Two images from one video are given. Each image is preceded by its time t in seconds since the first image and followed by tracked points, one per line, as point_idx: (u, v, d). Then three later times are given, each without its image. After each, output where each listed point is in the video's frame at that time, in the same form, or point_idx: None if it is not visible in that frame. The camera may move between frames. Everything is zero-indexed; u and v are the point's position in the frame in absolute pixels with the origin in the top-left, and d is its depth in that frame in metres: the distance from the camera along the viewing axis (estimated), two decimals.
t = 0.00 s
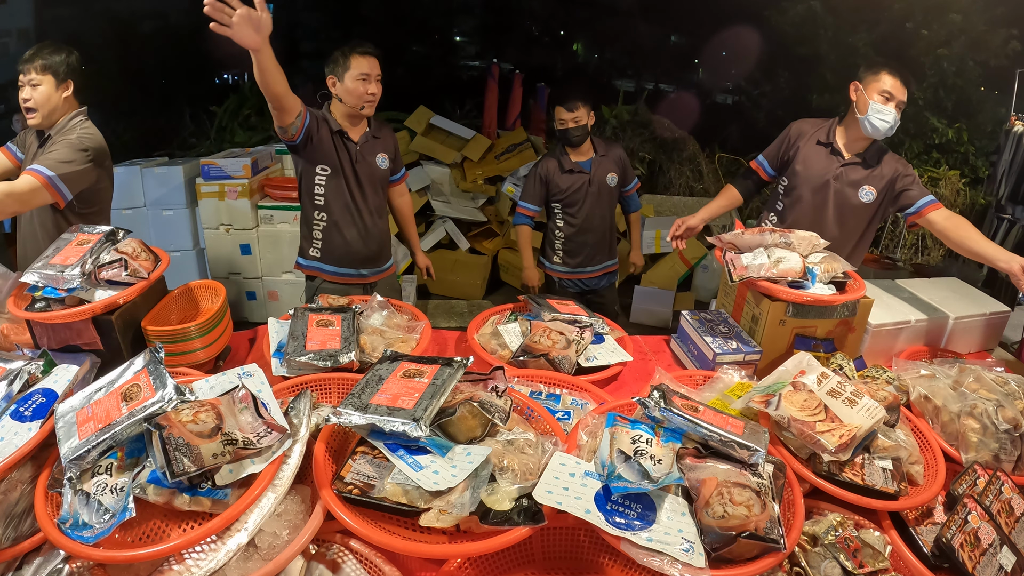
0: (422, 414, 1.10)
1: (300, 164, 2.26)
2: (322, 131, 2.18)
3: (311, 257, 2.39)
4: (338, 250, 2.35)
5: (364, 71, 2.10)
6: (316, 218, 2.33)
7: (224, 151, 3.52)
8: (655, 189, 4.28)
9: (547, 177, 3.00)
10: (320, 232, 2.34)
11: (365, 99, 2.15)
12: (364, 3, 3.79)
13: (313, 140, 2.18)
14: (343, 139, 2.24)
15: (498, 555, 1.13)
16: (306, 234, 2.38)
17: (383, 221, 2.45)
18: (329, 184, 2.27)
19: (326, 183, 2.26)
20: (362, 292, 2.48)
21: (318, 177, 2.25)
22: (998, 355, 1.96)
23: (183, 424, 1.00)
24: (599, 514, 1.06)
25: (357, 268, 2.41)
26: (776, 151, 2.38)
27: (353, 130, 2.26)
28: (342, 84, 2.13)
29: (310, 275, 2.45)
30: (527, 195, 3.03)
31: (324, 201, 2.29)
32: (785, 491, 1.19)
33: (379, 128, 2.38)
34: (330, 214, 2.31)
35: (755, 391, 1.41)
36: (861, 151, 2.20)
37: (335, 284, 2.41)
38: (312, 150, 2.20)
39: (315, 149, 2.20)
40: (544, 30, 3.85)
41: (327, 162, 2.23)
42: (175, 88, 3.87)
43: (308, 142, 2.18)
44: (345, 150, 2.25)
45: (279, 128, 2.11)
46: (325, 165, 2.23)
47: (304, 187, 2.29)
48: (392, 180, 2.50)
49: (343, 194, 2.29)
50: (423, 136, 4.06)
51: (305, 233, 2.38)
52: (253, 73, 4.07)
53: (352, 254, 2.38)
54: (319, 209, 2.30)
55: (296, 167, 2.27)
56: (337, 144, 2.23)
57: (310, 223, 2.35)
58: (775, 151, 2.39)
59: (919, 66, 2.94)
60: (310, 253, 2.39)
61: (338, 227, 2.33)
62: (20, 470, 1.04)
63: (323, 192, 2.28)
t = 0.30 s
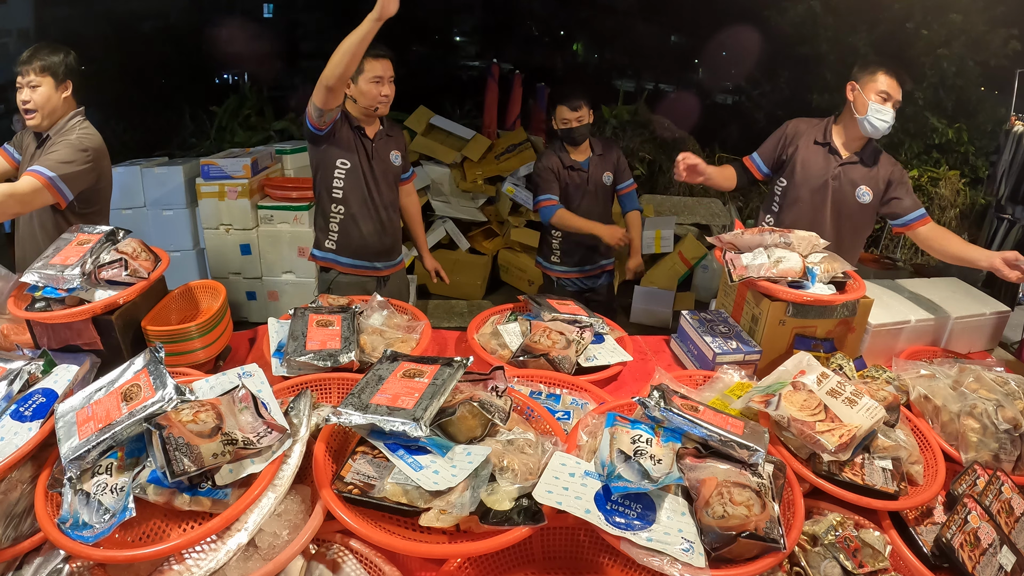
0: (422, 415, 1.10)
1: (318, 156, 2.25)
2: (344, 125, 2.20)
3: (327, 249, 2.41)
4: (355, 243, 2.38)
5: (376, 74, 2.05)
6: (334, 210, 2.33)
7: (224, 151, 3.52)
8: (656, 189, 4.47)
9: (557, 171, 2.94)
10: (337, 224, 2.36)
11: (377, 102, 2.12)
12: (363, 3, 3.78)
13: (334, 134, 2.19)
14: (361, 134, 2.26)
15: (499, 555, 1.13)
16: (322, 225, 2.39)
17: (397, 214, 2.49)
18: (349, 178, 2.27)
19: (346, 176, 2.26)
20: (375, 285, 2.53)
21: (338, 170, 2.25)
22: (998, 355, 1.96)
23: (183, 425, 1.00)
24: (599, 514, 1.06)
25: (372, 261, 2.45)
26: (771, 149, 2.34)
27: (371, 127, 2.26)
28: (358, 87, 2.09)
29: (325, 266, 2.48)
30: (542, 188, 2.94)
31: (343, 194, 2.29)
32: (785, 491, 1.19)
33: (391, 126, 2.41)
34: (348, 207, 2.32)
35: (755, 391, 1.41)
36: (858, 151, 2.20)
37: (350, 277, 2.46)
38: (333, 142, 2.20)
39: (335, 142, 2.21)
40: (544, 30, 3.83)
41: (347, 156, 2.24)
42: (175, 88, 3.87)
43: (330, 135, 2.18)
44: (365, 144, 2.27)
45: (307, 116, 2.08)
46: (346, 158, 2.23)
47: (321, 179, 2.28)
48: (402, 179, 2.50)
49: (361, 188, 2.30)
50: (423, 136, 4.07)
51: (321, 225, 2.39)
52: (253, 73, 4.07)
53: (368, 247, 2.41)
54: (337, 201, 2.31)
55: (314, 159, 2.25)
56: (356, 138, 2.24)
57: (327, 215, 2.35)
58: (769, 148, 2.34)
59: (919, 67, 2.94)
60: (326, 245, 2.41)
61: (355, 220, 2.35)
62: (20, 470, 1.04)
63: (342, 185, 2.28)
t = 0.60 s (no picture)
0: (422, 414, 1.10)
1: (339, 149, 2.29)
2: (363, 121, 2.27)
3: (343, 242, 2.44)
4: (373, 236, 2.42)
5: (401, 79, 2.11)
6: (352, 203, 2.37)
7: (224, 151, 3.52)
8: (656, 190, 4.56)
9: (564, 167, 2.93)
10: (355, 217, 2.40)
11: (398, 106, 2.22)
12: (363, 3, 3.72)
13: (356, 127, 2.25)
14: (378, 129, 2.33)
15: (499, 555, 1.13)
16: (338, 219, 2.42)
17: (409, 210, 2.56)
18: (368, 171, 2.33)
19: (366, 170, 2.32)
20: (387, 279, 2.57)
21: (358, 163, 2.31)
22: (998, 355, 1.96)
23: (183, 424, 1.00)
24: (599, 513, 1.06)
25: (387, 254, 2.50)
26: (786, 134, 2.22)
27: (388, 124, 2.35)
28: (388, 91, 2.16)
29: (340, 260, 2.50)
30: (554, 182, 2.91)
31: (362, 187, 2.34)
32: (785, 491, 1.20)
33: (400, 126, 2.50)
34: (366, 200, 2.37)
35: (755, 391, 1.41)
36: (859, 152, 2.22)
37: (366, 270, 2.50)
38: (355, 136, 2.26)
39: (356, 135, 2.26)
40: (544, 30, 3.82)
41: (366, 151, 2.31)
42: (175, 88, 3.87)
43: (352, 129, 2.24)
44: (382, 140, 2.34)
45: (340, 105, 2.10)
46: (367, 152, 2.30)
47: (340, 172, 2.32)
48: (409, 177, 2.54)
49: (379, 182, 2.37)
50: (423, 136, 4.08)
51: (337, 218, 2.43)
52: (253, 73, 4.05)
53: (384, 240, 2.47)
54: (356, 194, 2.35)
55: (334, 152, 2.29)
56: (375, 134, 2.31)
57: (345, 208, 2.39)
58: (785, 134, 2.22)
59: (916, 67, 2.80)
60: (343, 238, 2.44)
61: (373, 214, 2.40)
62: (20, 470, 1.04)
63: (361, 178, 2.33)
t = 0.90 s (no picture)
0: (422, 415, 1.10)
1: (352, 150, 2.29)
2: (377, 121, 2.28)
3: (359, 240, 2.47)
4: (389, 234, 2.46)
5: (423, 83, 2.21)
6: (367, 203, 2.39)
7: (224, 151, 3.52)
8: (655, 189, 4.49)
9: (565, 167, 2.92)
10: (370, 216, 2.43)
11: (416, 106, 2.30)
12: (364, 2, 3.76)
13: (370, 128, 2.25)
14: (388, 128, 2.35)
15: (498, 555, 1.13)
16: (352, 218, 2.43)
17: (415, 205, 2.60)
18: (382, 171, 2.35)
19: (380, 170, 2.34)
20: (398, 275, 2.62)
21: (372, 163, 2.32)
22: (999, 355, 1.95)
23: (183, 424, 1.00)
24: (599, 514, 1.06)
25: (400, 250, 2.56)
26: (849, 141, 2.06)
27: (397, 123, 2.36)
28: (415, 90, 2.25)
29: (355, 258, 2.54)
30: (556, 183, 2.90)
31: (377, 187, 2.37)
32: (785, 491, 1.20)
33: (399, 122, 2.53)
34: (381, 200, 2.40)
35: (755, 391, 1.41)
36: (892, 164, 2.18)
37: (381, 270, 2.55)
38: (369, 136, 2.27)
39: (369, 135, 2.27)
40: (544, 30, 3.82)
41: (379, 150, 2.32)
42: (175, 88, 3.86)
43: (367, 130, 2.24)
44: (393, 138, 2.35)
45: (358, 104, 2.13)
46: (382, 151, 2.32)
47: (354, 172, 2.33)
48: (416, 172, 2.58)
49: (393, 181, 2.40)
50: (423, 136, 4.07)
51: (351, 218, 2.44)
52: (253, 73, 4.02)
53: (398, 237, 2.52)
54: (371, 194, 2.38)
55: (347, 152, 2.29)
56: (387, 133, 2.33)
57: (360, 208, 2.41)
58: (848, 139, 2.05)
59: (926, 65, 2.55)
60: (358, 237, 2.47)
61: (388, 212, 2.43)
62: (19, 470, 1.04)
63: (376, 178, 2.35)
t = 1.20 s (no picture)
0: (422, 415, 1.10)
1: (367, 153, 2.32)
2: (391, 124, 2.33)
3: (373, 243, 2.49)
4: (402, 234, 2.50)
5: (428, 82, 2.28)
6: (381, 205, 2.42)
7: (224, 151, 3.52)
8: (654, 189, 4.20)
9: (562, 165, 2.91)
10: (383, 218, 2.46)
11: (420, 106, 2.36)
12: (364, 3, 3.77)
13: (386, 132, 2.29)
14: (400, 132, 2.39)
15: (499, 555, 1.13)
16: (366, 221, 2.45)
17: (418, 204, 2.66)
18: (395, 173, 2.39)
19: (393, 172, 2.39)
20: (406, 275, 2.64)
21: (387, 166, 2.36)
22: (999, 355, 1.95)
23: (182, 425, 1.00)
24: (599, 514, 1.06)
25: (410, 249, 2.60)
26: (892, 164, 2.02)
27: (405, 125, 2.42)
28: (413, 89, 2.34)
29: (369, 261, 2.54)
30: (553, 183, 2.88)
31: (390, 189, 2.41)
32: (785, 491, 1.20)
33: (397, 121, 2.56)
34: (393, 202, 2.44)
35: (755, 391, 1.41)
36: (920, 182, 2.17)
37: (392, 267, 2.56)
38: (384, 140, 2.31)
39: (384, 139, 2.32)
40: (544, 30, 3.79)
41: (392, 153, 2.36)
42: (175, 88, 3.86)
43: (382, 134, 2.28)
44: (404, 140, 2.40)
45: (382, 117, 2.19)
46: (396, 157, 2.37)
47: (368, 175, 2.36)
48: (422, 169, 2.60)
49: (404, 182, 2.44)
50: (423, 136, 4.07)
51: (365, 221, 2.46)
52: (253, 73, 4.04)
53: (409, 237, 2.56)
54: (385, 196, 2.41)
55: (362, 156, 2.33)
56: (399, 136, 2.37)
57: (374, 211, 2.43)
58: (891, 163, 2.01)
59: (918, 66, 3.21)
60: (373, 240, 2.48)
61: (401, 214, 2.47)
62: (20, 470, 1.04)
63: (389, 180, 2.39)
